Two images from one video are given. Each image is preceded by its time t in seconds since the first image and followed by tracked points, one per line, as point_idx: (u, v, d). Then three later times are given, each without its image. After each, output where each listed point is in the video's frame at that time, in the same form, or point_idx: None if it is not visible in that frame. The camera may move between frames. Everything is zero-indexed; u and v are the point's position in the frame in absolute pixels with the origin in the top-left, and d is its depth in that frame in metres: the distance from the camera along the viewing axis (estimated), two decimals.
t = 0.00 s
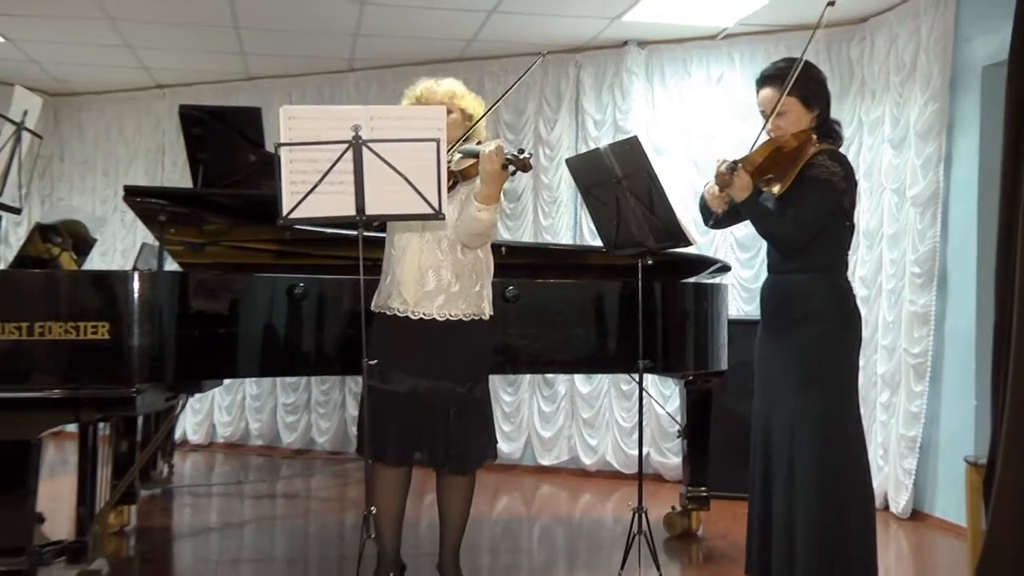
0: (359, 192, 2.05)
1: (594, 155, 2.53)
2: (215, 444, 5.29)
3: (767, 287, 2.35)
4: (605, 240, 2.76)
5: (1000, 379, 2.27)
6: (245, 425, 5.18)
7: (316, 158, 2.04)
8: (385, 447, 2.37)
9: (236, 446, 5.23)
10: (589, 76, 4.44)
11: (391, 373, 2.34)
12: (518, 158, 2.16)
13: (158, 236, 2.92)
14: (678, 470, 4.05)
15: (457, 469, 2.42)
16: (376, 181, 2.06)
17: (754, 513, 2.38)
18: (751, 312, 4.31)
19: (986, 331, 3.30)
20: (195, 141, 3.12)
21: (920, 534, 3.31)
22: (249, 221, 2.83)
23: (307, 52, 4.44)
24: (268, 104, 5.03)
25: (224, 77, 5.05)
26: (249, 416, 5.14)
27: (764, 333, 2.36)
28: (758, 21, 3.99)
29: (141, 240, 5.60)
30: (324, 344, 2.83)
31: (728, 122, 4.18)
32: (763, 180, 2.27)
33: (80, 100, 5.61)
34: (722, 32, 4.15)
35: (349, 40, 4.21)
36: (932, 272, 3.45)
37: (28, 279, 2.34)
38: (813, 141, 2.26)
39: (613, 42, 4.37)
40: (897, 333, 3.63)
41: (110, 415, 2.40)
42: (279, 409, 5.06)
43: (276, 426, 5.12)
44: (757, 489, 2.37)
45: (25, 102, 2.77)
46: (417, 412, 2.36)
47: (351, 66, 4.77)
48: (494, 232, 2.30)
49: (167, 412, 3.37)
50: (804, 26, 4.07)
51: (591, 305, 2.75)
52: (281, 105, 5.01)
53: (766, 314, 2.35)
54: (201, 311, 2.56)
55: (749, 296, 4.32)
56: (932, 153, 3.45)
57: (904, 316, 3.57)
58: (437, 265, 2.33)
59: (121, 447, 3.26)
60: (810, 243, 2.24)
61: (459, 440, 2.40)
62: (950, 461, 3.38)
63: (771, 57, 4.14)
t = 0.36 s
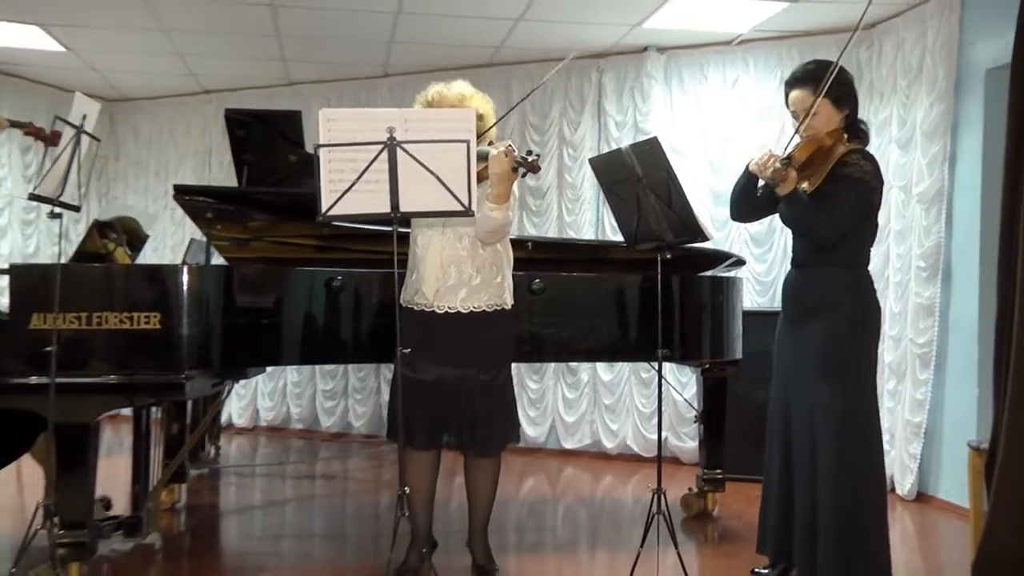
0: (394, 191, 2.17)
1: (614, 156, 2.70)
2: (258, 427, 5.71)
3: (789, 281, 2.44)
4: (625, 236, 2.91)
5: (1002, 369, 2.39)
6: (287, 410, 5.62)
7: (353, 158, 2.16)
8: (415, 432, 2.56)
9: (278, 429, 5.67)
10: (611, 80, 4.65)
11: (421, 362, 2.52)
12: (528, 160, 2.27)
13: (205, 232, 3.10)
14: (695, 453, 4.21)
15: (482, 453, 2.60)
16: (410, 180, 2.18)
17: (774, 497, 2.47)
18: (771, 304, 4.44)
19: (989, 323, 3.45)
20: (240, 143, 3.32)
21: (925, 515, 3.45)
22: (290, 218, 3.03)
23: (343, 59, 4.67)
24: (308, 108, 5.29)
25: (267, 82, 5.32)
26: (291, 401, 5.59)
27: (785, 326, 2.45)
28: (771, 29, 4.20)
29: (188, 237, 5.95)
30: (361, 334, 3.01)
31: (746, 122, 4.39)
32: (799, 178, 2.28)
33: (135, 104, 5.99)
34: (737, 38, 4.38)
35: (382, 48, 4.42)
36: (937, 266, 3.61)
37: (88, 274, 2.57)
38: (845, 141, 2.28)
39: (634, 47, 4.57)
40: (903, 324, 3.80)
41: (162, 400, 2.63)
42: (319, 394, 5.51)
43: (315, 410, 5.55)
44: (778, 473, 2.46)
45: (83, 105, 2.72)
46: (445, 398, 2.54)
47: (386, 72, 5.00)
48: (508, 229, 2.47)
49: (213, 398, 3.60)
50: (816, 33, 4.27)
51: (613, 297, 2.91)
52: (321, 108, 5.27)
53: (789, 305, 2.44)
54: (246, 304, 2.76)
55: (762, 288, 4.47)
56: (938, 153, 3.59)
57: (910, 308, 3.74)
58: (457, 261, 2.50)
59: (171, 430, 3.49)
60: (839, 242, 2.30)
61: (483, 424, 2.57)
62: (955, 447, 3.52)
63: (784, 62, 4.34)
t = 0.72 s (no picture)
0: (422, 188, 2.33)
1: (631, 156, 2.81)
2: (295, 412, 6.07)
3: (796, 275, 2.58)
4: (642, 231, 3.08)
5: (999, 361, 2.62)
6: (322, 396, 5.96)
7: (385, 159, 2.32)
8: (443, 417, 2.75)
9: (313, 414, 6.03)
10: (629, 84, 4.81)
11: (447, 351, 2.71)
12: (551, 159, 2.46)
13: (246, 229, 3.30)
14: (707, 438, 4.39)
15: (505, 437, 2.79)
16: (438, 178, 2.35)
17: (784, 478, 2.66)
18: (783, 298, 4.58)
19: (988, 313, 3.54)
20: (278, 145, 3.52)
21: (923, 495, 3.57)
22: (325, 216, 3.21)
23: (374, 66, 4.88)
24: (342, 111, 5.53)
25: (303, 87, 5.57)
26: (326, 388, 5.93)
27: (793, 318, 2.60)
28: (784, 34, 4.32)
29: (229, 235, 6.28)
30: (391, 325, 3.21)
31: (760, 123, 4.51)
32: (796, 169, 2.44)
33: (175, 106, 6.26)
34: (748, 43, 4.50)
35: (412, 55, 4.62)
36: (938, 260, 3.72)
37: (138, 268, 2.77)
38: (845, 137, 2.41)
39: (649, 53, 4.72)
40: (905, 316, 3.90)
41: (205, 386, 2.82)
42: (352, 381, 5.85)
43: (349, 397, 5.89)
44: (787, 456, 2.62)
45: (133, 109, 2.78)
46: (470, 385, 2.73)
47: (417, 77, 5.22)
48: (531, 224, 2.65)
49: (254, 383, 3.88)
50: (824, 38, 4.40)
51: (629, 289, 3.08)
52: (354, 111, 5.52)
53: (795, 298, 2.58)
54: (284, 297, 2.96)
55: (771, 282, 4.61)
56: (938, 152, 3.69)
57: (911, 300, 3.85)
58: (482, 256, 2.68)
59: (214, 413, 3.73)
60: (835, 228, 2.44)
61: (507, 410, 2.75)
62: (954, 431, 3.64)
63: (792, 64, 4.47)
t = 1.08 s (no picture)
0: (450, 186, 2.51)
1: (648, 155, 3.00)
2: (330, 397, 6.40)
3: (793, 265, 2.84)
4: (658, 226, 3.21)
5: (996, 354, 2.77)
6: (355, 381, 6.28)
7: (414, 159, 2.51)
8: (471, 404, 2.93)
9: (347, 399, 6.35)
10: (645, 87, 4.96)
11: (474, 340, 2.90)
12: (576, 161, 2.65)
13: (284, 225, 3.51)
14: (719, 423, 4.58)
15: (531, 420, 2.98)
16: (465, 177, 2.54)
17: (788, 454, 2.87)
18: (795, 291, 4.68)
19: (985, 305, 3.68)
20: (314, 146, 3.76)
21: (923, 477, 3.73)
22: (357, 213, 3.39)
23: (404, 71, 5.09)
24: (374, 113, 5.79)
25: (338, 92, 5.84)
26: (359, 374, 6.25)
27: (792, 304, 2.85)
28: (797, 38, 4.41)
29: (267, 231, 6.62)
30: (421, 316, 3.41)
31: (771, 123, 4.61)
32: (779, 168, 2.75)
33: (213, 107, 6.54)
34: (758, 49, 4.63)
35: (440, 61, 4.83)
36: (938, 254, 3.89)
37: (184, 262, 2.96)
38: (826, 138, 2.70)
39: (664, 57, 4.85)
40: (907, 308, 4.05)
41: (246, 372, 3.01)
42: (383, 368, 6.14)
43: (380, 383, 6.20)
44: (790, 432, 2.85)
45: (181, 113, 2.98)
46: (497, 372, 2.92)
47: (444, 81, 5.45)
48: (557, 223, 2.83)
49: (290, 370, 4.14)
50: (829, 43, 4.50)
51: (645, 281, 3.26)
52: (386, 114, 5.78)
53: (793, 286, 2.84)
54: (319, 289, 3.17)
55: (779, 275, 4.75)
56: (939, 151, 3.85)
57: (913, 293, 4.00)
58: (510, 250, 2.86)
59: (253, 398, 3.96)
60: (822, 221, 2.73)
61: (531, 398, 2.96)
62: (952, 417, 3.79)
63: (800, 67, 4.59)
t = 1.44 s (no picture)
0: (472, 186, 2.69)
1: (660, 156, 3.21)
2: (358, 385, 6.72)
3: (790, 262, 3.01)
4: (669, 224, 3.38)
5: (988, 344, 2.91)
6: (382, 371, 6.60)
7: (438, 161, 2.70)
8: (495, 393, 3.11)
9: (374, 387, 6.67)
10: (657, 92, 5.19)
11: (498, 332, 3.09)
12: (595, 162, 2.73)
13: (315, 223, 3.71)
14: (727, 411, 4.81)
15: (552, 409, 3.15)
16: (486, 177, 2.71)
17: (787, 440, 3.07)
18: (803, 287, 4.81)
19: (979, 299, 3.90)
20: (343, 148, 3.95)
21: (920, 464, 3.94)
22: (382, 211, 3.57)
23: (428, 77, 5.32)
24: (400, 118, 6.10)
25: (365, 98, 6.14)
26: (385, 364, 6.56)
27: (790, 299, 3.03)
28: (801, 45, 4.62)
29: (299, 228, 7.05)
30: (445, 310, 3.60)
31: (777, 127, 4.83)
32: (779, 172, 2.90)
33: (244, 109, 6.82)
34: (763, 55, 4.84)
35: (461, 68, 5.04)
36: (935, 250, 4.11)
37: (221, 259, 3.19)
38: (821, 142, 2.89)
39: (675, 65, 5.08)
40: (905, 302, 4.27)
41: (279, 362, 3.21)
42: (408, 358, 6.45)
43: (406, 372, 6.51)
44: (789, 420, 3.05)
45: (219, 118, 3.15)
46: (520, 362, 3.09)
47: (466, 87, 5.73)
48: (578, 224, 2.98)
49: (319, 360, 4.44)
50: (834, 50, 4.71)
51: (656, 276, 3.43)
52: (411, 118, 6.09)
53: (790, 282, 3.02)
54: (348, 284, 3.38)
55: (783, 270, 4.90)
56: (935, 153, 4.07)
57: (910, 287, 4.23)
58: (534, 247, 3.06)
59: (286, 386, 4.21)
60: (820, 220, 2.90)
61: (553, 389, 3.12)
62: (946, 406, 4.04)
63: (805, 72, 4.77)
